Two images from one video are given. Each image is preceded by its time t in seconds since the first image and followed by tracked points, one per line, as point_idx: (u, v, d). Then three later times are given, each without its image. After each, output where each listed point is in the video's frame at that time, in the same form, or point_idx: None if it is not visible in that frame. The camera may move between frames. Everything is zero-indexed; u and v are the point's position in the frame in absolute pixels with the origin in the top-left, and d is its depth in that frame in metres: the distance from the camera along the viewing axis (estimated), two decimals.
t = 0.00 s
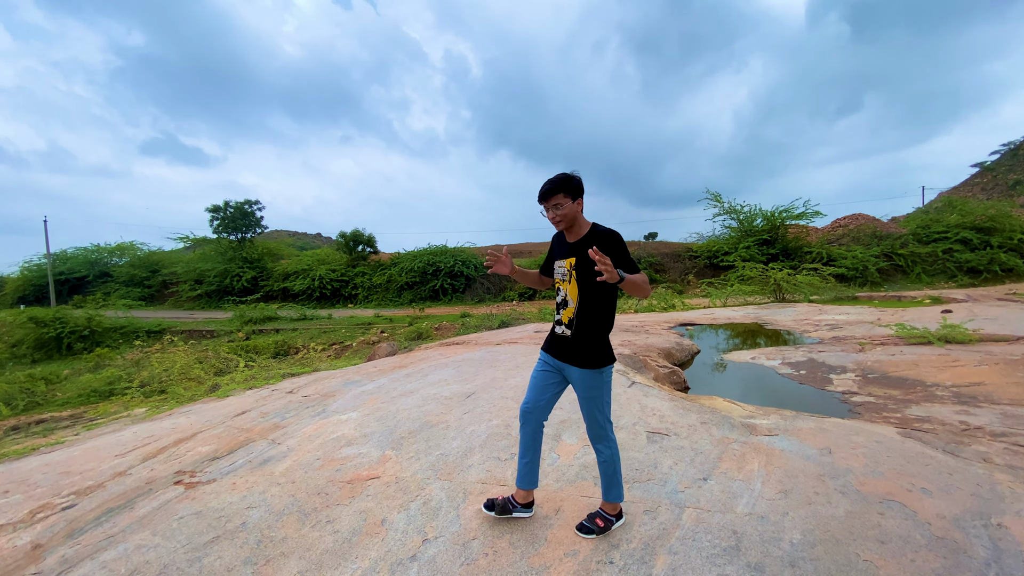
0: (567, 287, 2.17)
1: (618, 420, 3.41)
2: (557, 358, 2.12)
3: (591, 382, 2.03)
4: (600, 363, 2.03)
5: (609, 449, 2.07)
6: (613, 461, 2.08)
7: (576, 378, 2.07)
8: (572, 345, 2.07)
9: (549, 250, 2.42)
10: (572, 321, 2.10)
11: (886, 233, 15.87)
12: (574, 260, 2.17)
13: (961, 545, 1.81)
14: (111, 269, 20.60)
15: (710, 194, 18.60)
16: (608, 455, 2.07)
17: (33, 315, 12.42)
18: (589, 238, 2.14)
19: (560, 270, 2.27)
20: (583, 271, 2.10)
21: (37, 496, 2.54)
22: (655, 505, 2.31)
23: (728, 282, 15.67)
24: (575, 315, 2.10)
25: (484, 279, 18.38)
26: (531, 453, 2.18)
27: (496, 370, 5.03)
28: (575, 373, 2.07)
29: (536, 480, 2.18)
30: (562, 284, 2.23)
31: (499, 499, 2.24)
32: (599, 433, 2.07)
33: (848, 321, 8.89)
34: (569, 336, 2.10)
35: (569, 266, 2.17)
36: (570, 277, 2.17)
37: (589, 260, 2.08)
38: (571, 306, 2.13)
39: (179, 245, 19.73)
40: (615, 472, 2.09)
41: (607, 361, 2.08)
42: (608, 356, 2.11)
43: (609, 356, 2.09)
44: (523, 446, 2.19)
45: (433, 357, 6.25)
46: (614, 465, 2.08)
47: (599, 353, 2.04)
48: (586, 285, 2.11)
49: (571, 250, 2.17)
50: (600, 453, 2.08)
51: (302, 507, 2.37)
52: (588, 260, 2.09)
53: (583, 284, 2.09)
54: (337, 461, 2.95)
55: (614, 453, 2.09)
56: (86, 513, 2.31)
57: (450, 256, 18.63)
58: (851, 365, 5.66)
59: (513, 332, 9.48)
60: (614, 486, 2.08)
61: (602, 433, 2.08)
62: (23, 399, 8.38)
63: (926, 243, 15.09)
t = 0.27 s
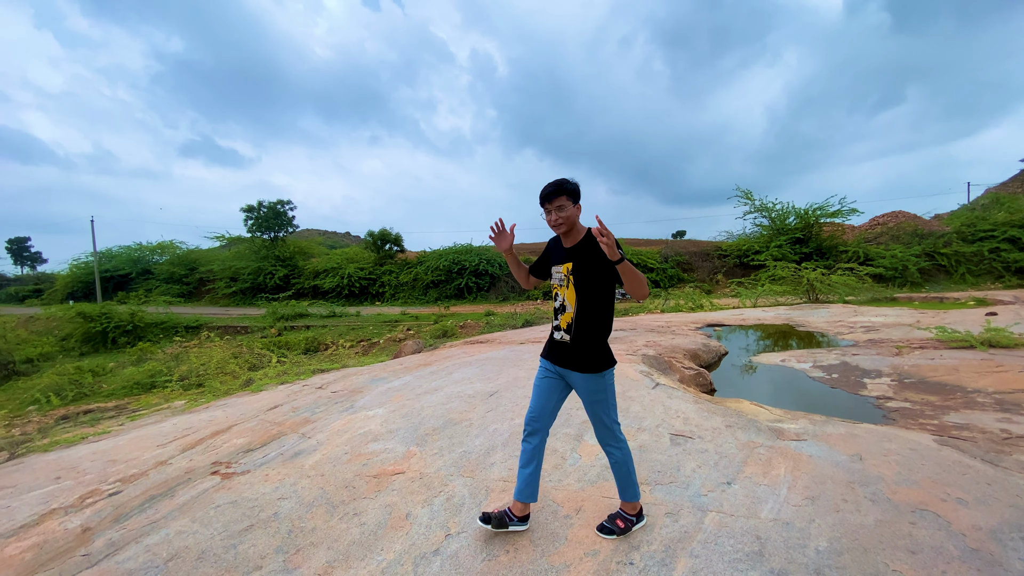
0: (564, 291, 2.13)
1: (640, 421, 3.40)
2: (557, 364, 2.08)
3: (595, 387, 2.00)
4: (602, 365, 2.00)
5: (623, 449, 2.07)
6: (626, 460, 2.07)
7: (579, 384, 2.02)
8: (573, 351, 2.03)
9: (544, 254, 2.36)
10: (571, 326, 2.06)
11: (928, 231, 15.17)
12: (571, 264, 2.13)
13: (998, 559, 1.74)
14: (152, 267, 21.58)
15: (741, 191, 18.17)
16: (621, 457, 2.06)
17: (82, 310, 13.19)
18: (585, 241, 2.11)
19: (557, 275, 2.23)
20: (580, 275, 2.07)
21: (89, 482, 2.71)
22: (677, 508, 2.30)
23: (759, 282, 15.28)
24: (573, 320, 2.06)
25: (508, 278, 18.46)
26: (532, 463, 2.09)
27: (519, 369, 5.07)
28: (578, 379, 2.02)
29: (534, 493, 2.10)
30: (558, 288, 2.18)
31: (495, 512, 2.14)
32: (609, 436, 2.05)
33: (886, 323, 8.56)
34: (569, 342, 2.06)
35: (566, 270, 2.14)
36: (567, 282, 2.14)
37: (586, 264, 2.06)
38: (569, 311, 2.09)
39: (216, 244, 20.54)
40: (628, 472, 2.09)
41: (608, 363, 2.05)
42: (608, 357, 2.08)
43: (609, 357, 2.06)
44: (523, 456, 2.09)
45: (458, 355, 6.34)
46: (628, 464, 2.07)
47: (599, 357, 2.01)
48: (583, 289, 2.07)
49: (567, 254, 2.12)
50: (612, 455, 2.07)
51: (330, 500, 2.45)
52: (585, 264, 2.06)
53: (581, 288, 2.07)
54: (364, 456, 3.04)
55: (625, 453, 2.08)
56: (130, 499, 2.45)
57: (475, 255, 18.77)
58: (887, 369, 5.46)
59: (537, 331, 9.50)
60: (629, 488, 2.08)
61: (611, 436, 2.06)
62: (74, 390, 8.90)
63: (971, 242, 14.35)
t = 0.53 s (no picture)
0: (543, 293, 2.09)
1: (664, 424, 3.34)
2: (540, 369, 2.02)
3: (579, 390, 1.95)
4: (583, 367, 1.95)
5: (617, 450, 2.02)
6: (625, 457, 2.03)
7: (563, 388, 1.98)
8: (554, 354, 1.99)
9: (522, 259, 2.31)
10: (551, 329, 2.01)
11: (977, 229, 14.36)
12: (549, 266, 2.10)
13: None
14: (192, 266, 22.49)
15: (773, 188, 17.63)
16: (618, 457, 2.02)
17: (127, 308, 13.92)
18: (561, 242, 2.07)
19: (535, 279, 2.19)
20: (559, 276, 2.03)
21: (129, 472, 2.85)
22: (700, 514, 2.25)
23: (793, 282, 14.81)
24: (554, 321, 2.02)
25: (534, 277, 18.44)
26: (534, 473, 2.07)
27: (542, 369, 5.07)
28: (560, 383, 1.98)
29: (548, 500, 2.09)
30: (538, 291, 2.14)
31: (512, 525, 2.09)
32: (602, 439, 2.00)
33: (929, 325, 8.15)
34: (549, 345, 2.01)
35: (544, 271, 2.09)
36: (547, 283, 2.10)
37: (564, 264, 2.02)
38: (548, 313, 2.04)
39: (252, 244, 21.28)
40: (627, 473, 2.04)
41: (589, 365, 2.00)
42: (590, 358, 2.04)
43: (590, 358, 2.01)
44: (524, 469, 2.06)
45: (482, 355, 6.39)
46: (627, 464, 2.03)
47: (579, 358, 1.96)
48: (561, 289, 2.03)
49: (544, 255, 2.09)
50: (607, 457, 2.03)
51: (354, 495, 2.51)
52: (563, 265, 2.03)
53: (560, 288, 2.03)
54: (388, 453, 3.10)
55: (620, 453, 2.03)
56: (167, 489, 2.57)
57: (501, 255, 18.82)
58: (929, 374, 5.20)
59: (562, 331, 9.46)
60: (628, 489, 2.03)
61: (603, 437, 2.02)
62: (121, 383, 9.37)
63: None
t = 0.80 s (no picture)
0: (525, 295, 2.08)
1: (688, 429, 3.27)
2: (522, 371, 2.03)
3: (550, 394, 1.93)
4: (560, 372, 1.94)
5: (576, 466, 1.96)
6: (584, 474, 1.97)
7: (536, 391, 1.96)
8: (534, 355, 1.98)
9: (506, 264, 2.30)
10: (533, 330, 2.00)
11: None
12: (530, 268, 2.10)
13: None
14: (230, 268, 23.37)
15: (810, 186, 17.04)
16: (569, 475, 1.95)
17: (168, 309, 14.63)
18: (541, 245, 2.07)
19: (518, 281, 2.19)
20: (539, 276, 2.02)
21: (164, 466, 2.98)
22: (722, 521, 2.20)
23: (831, 283, 14.27)
24: (536, 322, 2.01)
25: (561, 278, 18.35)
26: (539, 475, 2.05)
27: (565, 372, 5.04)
28: (536, 385, 1.97)
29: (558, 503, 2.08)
30: (520, 293, 2.14)
31: (528, 528, 2.09)
32: (556, 452, 1.94)
33: (978, 329, 7.70)
34: (531, 346, 2.01)
35: (524, 273, 2.08)
36: (528, 285, 2.10)
37: (544, 265, 2.01)
38: (529, 314, 2.04)
39: (287, 246, 21.96)
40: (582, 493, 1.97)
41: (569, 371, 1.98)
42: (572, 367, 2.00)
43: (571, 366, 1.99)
44: (531, 471, 2.06)
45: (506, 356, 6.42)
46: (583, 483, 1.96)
47: (560, 362, 1.96)
48: (542, 291, 2.03)
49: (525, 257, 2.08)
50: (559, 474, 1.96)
51: (374, 493, 2.55)
52: (543, 266, 2.02)
53: (541, 289, 2.02)
54: (409, 452, 3.14)
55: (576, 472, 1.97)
56: (198, 484, 2.68)
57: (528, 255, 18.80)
58: (976, 380, 4.92)
59: (588, 333, 9.38)
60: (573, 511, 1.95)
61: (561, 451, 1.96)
62: (165, 380, 9.82)
63: None
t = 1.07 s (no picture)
0: (518, 298, 2.05)
1: (712, 436, 3.19)
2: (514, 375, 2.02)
3: (533, 396, 1.89)
4: (550, 378, 1.91)
5: (531, 478, 1.88)
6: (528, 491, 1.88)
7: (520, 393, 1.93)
8: (525, 358, 1.95)
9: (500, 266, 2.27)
10: (526, 334, 1.98)
11: None
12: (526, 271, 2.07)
13: None
14: (268, 270, 24.22)
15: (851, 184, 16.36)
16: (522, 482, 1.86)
17: (208, 309, 15.33)
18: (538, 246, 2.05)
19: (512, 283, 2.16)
20: (533, 280, 1.99)
21: (196, 462, 3.12)
22: (743, 533, 2.13)
23: (872, 285, 13.65)
24: (528, 326, 1.98)
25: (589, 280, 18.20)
26: (552, 479, 2.02)
27: (589, 376, 5.00)
28: (522, 387, 1.94)
29: (570, 508, 2.05)
30: (514, 296, 2.10)
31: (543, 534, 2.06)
32: (521, 456, 1.86)
33: None
34: (522, 350, 1.98)
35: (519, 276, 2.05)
36: (522, 288, 2.06)
37: (540, 268, 1.98)
38: (523, 318, 2.00)
39: (321, 249, 22.59)
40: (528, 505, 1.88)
41: (556, 377, 1.93)
42: (561, 375, 1.96)
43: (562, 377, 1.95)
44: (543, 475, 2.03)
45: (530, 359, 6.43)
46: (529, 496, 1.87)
47: (551, 368, 1.92)
48: (536, 295, 1.99)
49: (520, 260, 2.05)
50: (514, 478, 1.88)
51: (393, 493, 2.59)
52: (539, 270, 1.99)
53: (535, 293, 1.98)
54: (428, 453, 3.17)
55: (530, 483, 1.88)
56: (226, 479, 2.78)
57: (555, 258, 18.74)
58: None
59: (615, 336, 9.28)
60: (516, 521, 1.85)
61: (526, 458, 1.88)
62: (206, 378, 10.26)
63: None
